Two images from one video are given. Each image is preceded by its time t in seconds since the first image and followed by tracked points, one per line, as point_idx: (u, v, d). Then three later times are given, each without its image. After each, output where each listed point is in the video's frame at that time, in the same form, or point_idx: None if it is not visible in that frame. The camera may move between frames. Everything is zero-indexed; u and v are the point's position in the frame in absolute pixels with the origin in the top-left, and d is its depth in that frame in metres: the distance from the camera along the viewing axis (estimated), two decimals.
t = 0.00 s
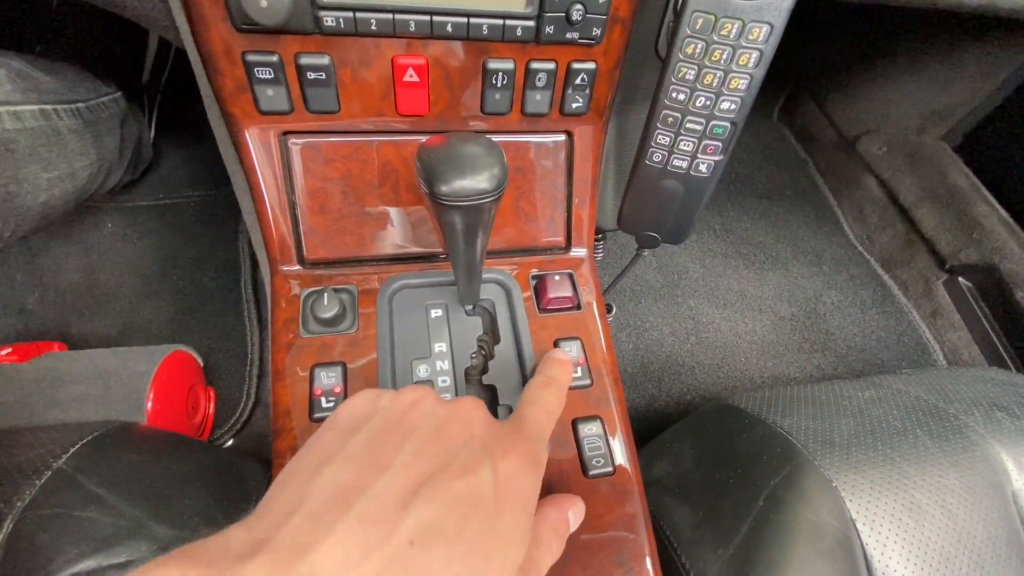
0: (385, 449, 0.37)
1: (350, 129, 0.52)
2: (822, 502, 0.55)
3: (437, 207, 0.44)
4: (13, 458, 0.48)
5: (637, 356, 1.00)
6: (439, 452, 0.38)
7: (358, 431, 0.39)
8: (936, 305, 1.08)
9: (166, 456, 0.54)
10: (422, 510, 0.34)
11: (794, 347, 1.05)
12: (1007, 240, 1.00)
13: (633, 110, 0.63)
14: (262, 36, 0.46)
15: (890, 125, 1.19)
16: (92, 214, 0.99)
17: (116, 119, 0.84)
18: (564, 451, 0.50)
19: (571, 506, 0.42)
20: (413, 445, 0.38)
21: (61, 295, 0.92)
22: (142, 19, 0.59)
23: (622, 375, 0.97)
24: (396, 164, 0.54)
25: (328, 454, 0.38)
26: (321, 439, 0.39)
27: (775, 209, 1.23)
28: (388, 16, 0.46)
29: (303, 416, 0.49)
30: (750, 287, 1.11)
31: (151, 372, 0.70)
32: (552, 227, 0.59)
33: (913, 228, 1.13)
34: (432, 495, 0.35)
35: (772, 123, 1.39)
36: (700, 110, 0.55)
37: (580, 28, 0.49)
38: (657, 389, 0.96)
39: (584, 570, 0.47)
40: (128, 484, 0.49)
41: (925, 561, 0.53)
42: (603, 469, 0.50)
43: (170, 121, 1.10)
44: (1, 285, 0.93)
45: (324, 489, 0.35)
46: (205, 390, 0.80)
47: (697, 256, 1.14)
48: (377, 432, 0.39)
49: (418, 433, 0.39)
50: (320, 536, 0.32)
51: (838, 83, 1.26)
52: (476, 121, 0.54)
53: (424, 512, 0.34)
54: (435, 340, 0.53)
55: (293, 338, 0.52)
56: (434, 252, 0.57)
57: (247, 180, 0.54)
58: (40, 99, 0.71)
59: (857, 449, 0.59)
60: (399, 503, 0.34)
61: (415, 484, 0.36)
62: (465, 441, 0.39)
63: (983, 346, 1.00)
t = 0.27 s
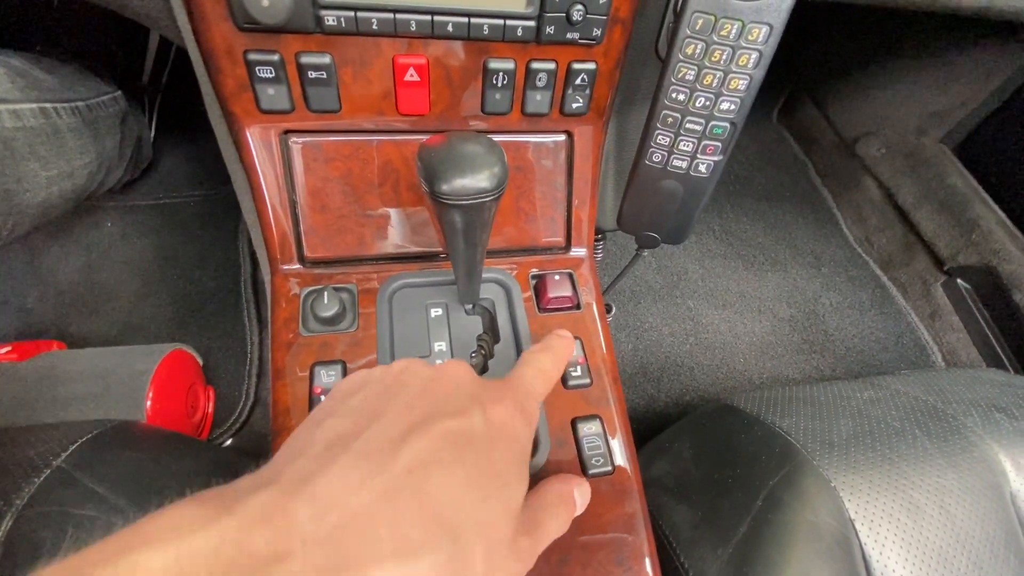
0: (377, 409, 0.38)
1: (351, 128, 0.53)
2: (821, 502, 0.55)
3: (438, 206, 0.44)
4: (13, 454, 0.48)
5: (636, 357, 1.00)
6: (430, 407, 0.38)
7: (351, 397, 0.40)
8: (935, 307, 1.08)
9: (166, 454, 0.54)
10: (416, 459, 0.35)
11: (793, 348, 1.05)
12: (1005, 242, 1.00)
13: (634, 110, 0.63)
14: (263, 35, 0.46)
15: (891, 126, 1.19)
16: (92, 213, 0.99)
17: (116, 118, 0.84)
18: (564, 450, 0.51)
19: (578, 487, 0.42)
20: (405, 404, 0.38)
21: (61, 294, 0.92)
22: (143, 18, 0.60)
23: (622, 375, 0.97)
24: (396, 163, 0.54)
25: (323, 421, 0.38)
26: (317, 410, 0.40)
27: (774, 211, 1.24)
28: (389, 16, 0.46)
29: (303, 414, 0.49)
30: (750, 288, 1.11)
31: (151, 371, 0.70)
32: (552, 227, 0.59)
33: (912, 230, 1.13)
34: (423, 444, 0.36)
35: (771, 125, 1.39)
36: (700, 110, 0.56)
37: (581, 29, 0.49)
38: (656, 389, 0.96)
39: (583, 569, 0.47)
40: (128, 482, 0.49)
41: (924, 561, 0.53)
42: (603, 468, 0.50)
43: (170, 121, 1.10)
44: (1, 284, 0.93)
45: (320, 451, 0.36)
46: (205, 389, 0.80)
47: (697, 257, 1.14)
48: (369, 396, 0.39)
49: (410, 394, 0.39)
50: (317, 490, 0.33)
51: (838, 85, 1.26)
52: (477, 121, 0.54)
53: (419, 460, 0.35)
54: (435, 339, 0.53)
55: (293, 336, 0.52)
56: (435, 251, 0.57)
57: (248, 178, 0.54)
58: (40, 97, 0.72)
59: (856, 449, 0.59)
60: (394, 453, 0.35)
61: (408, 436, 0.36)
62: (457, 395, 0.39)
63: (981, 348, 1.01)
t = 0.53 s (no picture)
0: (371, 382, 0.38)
1: (353, 129, 0.53)
2: (821, 504, 0.55)
3: (439, 206, 0.44)
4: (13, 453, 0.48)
5: (636, 358, 1.00)
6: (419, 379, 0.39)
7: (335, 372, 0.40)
8: (934, 309, 1.08)
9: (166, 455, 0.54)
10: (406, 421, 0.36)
11: (793, 350, 1.05)
12: (1004, 245, 1.01)
13: (634, 112, 0.64)
14: (266, 36, 0.47)
15: (890, 129, 1.19)
16: (92, 213, 0.99)
17: (117, 118, 0.85)
18: (564, 451, 0.51)
19: (576, 488, 0.43)
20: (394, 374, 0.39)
21: (61, 294, 0.92)
22: (145, 19, 0.60)
23: (622, 377, 0.97)
24: (397, 164, 0.54)
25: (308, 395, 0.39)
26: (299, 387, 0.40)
27: (774, 213, 1.24)
28: (392, 17, 0.46)
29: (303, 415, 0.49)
30: (749, 290, 1.11)
31: (151, 370, 0.71)
32: (553, 228, 0.59)
33: (911, 232, 1.13)
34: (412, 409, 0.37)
35: (771, 127, 1.39)
36: (701, 112, 0.56)
37: (582, 30, 0.49)
38: (656, 391, 0.96)
39: (583, 570, 0.47)
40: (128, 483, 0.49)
41: (924, 563, 0.53)
42: (603, 469, 0.50)
43: (171, 121, 1.10)
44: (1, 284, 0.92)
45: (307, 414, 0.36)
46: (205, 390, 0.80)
47: (696, 259, 1.15)
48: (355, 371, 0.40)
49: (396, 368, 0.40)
50: (296, 454, 0.33)
51: (837, 87, 1.26)
52: (478, 122, 0.54)
53: (399, 428, 0.36)
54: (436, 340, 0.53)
55: (293, 337, 0.52)
56: (435, 252, 0.57)
57: (249, 178, 0.54)
58: (41, 97, 0.72)
59: (856, 451, 0.59)
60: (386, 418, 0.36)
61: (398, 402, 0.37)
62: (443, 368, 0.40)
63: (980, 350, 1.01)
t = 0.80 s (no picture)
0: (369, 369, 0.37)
1: (351, 130, 0.53)
2: (820, 507, 0.55)
3: (437, 208, 0.44)
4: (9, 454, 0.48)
5: (635, 360, 1.00)
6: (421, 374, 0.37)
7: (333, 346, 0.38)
8: (933, 311, 1.08)
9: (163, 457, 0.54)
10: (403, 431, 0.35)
11: (792, 352, 1.05)
12: (1003, 247, 1.01)
13: (633, 114, 0.64)
14: (263, 38, 0.47)
15: (889, 131, 1.19)
16: (90, 214, 0.99)
17: (115, 119, 0.85)
18: (562, 454, 0.51)
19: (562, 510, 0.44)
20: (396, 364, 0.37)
21: (59, 295, 0.92)
22: (143, 20, 0.60)
23: (621, 379, 0.97)
24: (396, 166, 0.54)
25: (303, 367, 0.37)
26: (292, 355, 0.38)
27: (773, 215, 1.24)
28: (390, 19, 0.46)
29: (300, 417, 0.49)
30: (748, 292, 1.11)
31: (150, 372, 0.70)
32: (552, 230, 0.59)
33: (910, 234, 1.13)
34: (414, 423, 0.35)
35: (770, 129, 1.39)
36: (699, 114, 0.56)
37: (581, 33, 0.49)
38: (655, 393, 0.96)
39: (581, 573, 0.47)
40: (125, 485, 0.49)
41: (923, 566, 0.53)
42: (602, 472, 0.50)
43: (170, 122, 1.10)
44: None
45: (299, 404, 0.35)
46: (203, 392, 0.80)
47: (695, 260, 1.14)
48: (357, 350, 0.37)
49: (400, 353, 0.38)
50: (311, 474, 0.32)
51: (836, 89, 1.26)
52: (476, 124, 0.54)
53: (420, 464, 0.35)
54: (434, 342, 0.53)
55: (290, 339, 0.52)
56: (434, 254, 0.57)
57: (247, 180, 0.54)
58: (37, 98, 0.72)
59: (855, 453, 0.59)
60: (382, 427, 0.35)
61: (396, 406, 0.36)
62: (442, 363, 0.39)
63: (979, 353, 1.01)
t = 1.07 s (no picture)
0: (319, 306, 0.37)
1: (352, 132, 0.53)
2: (817, 507, 0.55)
3: (438, 210, 0.45)
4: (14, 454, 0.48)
5: (634, 361, 1.00)
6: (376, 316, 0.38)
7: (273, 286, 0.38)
8: (930, 313, 1.09)
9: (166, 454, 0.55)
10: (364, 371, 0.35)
11: (790, 353, 1.05)
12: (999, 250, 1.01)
13: (632, 117, 0.64)
14: (266, 41, 0.47)
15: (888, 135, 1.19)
16: (91, 215, 0.99)
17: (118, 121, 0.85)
18: (561, 454, 0.51)
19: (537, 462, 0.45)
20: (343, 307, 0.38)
21: (60, 296, 0.93)
22: (145, 23, 0.60)
23: (619, 380, 0.98)
24: (396, 167, 0.55)
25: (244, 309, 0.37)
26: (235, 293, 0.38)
27: (771, 217, 1.24)
28: (391, 23, 0.46)
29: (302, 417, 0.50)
30: (746, 293, 1.12)
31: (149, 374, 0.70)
32: (551, 232, 0.60)
33: (908, 236, 1.14)
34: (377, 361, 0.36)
35: (768, 130, 1.40)
36: (698, 117, 0.56)
37: (580, 36, 0.50)
38: (654, 394, 0.96)
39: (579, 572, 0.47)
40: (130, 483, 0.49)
41: (919, 566, 0.53)
42: (600, 472, 0.51)
43: (170, 123, 1.11)
44: None
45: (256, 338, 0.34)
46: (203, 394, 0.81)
47: (694, 262, 1.15)
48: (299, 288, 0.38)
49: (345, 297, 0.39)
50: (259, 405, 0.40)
51: (834, 90, 1.27)
52: (476, 126, 0.54)
53: (318, 427, 0.41)
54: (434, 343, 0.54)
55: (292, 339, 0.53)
56: (434, 255, 0.57)
57: (249, 181, 0.54)
58: (42, 101, 0.73)
59: (851, 454, 0.59)
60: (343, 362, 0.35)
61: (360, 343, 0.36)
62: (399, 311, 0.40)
63: (976, 355, 1.01)
